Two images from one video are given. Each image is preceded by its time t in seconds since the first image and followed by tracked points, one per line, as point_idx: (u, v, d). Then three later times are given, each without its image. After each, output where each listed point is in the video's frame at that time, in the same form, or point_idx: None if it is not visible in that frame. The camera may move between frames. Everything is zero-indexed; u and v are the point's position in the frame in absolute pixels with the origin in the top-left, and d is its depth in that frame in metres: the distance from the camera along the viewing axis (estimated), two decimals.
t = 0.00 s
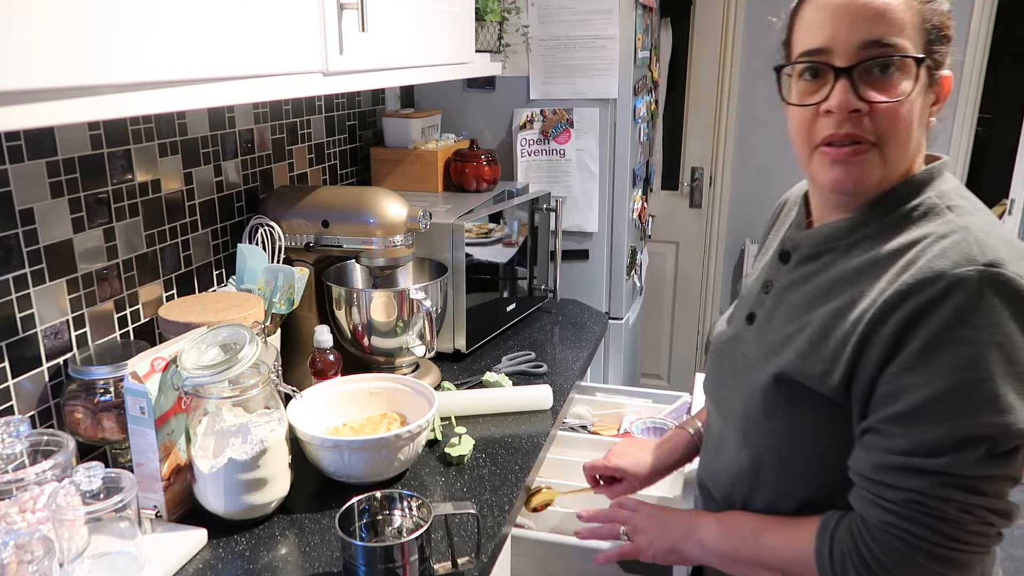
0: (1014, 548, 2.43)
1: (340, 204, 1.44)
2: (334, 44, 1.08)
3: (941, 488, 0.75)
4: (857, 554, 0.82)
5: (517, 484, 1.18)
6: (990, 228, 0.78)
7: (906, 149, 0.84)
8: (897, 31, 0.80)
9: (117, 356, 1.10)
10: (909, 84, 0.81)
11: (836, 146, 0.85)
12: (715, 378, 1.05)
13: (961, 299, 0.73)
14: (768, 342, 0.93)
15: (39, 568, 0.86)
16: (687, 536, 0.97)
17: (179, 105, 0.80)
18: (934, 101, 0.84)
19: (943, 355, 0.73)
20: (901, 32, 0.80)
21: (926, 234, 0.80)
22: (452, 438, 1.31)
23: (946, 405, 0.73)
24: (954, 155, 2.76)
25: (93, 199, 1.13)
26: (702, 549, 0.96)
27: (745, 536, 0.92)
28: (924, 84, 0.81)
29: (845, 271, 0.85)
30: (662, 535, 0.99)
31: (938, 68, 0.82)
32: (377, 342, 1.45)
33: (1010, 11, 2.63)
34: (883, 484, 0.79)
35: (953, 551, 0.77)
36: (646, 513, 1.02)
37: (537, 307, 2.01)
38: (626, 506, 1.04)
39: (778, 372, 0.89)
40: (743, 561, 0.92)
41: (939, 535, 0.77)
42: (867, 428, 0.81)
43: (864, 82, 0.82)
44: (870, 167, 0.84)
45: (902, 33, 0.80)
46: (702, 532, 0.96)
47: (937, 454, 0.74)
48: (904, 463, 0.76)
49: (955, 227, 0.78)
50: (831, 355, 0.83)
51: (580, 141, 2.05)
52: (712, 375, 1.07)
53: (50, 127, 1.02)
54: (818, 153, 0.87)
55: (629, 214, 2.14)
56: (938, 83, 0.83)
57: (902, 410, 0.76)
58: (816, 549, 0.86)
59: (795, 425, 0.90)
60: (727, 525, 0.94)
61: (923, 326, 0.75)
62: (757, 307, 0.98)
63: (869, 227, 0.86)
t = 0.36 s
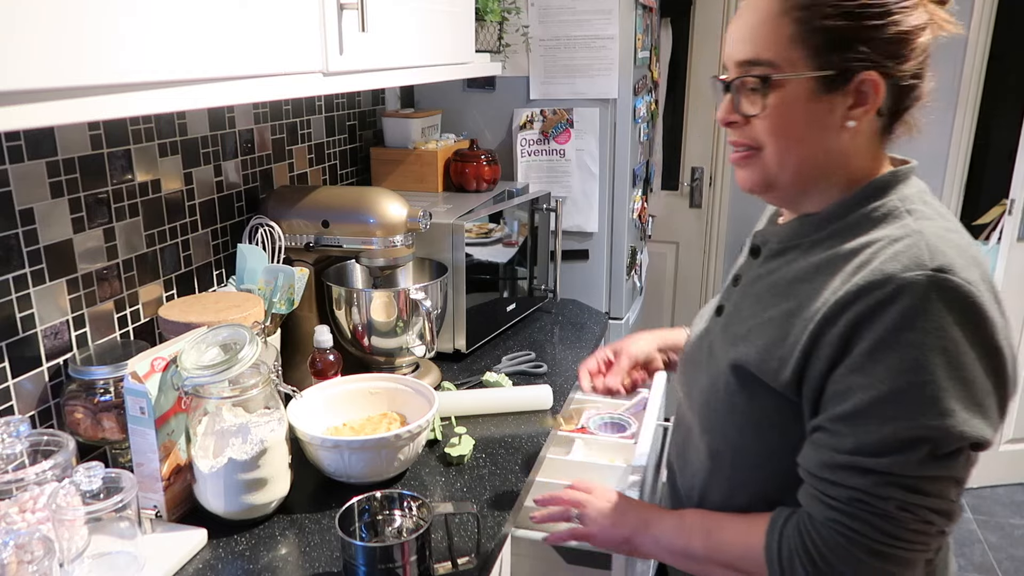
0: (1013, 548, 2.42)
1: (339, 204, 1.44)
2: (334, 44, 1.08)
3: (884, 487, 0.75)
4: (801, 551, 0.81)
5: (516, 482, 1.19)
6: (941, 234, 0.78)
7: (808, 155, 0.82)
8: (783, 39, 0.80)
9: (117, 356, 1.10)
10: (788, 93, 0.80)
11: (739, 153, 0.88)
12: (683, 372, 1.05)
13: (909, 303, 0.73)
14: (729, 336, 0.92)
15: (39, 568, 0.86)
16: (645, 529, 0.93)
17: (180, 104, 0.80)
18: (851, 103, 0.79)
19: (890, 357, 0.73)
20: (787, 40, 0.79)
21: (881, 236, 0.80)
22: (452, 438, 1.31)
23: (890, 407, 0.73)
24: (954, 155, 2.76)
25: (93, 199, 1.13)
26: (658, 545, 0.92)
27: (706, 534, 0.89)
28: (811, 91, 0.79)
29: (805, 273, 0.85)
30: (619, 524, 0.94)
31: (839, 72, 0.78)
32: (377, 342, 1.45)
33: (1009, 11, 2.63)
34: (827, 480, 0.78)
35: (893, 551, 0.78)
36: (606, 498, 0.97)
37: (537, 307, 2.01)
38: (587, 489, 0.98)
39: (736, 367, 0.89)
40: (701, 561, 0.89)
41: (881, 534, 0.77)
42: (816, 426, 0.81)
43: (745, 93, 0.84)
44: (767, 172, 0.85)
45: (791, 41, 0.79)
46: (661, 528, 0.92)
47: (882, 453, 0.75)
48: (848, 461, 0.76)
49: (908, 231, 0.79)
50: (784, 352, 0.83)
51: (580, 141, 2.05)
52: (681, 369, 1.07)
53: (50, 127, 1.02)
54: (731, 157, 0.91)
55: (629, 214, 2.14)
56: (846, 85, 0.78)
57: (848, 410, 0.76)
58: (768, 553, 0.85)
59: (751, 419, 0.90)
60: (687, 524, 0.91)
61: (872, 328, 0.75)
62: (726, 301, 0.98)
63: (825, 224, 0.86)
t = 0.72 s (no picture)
0: (1013, 548, 2.42)
1: (339, 204, 1.44)
2: (334, 45, 1.08)
3: (692, 412, 0.76)
4: (597, 456, 0.81)
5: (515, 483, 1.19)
6: (797, 204, 0.82)
7: (689, 146, 0.86)
8: (654, 40, 0.83)
9: (117, 356, 1.10)
10: (663, 92, 0.84)
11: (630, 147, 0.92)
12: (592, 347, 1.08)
13: (764, 257, 0.77)
14: (627, 310, 0.96)
15: (39, 568, 0.86)
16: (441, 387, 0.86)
17: (180, 104, 0.80)
18: (722, 96, 0.83)
19: (735, 299, 0.76)
20: (659, 42, 0.83)
21: (755, 208, 0.83)
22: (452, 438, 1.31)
23: (727, 343, 0.76)
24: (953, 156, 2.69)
25: (93, 199, 1.13)
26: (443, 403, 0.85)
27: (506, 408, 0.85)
28: (683, 88, 0.83)
29: (688, 243, 0.89)
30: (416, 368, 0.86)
31: (708, 68, 0.81)
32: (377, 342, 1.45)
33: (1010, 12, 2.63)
34: (646, 394, 0.79)
35: (679, 473, 0.77)
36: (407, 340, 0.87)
37: (537, 307, 2.01)
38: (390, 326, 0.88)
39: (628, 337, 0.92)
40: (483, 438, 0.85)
41: (681, 455, 0.77)
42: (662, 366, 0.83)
43: (628, 93, 0.88)
44: (654, 166, 0.89)
45: (663, 41, 0.83)
46: (456, 388, 0.85)
47: (710, 380, 0.76)
48: (675, 379, 0.78)
49: (776, 206, 0.82)
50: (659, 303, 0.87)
51: (580, 141, 2.05)
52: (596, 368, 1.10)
53: (50, 127, 1.02)
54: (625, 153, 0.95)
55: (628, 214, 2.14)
56: (715, 80, 0.82)
57: (690, 342, 0.78)
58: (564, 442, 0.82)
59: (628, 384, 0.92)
60: (486, 389, 0.86)
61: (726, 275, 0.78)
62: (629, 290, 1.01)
63: (703, 201, 0.89)
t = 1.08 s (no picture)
0: (1013, 548, 2.42)
1: (339, 204, 1.45)
2: (334, 45, 1.08)
3: (581, 354, 0.84)
4: (483, 398, 0.87)
5: (514, 484, 1.18)
6: (702, 182, 0.91)
7: (599, 141, 0.95)
8: (562, 46, 0.91)
9: (117, 355, 1.10)
10: (574, 93, 0.91)
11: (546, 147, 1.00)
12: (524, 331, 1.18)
13: (666, 222, 0.86)
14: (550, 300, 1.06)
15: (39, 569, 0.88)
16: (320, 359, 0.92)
17: (180, 104, 0.80)
18: (628, 94, 0.92)
19: (633, 257, 0.85)
20: (565, 47, 0.91)
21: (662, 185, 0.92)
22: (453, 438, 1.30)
23: (622, 296, 0.84)
24: (954, 156, 2.70)
25: (93, 199, 1.13)
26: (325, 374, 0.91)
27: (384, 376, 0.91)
28: (592, 89, 0.91)
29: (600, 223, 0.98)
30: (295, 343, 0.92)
31: (612, 71, 0.90)
32: (378, 342, 1.45)
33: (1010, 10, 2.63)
34: (541, 337, 0.86)
35: (565, 417, 0.85)
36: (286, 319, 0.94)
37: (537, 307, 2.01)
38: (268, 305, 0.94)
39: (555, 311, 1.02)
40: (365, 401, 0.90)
41: (568, 399, 0.84)
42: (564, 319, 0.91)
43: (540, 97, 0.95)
44: (570, 162, 0.98)
45: (569, 47, 0.90)
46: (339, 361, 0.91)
47: (611, 329, 0.84)
48: (572, 324, 0.85)
49: (674, 183, 0.91)
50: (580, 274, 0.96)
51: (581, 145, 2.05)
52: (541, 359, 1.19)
53: (50, 127, 1.02)
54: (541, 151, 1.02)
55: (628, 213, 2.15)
56: (621, 82, 0.91)
57: (589, 294, 0.86)
58: (446, 398, 0.88)
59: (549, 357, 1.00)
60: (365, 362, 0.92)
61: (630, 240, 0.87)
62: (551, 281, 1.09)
63: (614, 191, 0.98)
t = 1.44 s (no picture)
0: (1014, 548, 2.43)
1: (339, 204, 1.45)
2: (334, 45, 1.08)
3: (580, 336, 0.88)
4: (486, 384, 0.91)
5: (514, 484, 1.18)
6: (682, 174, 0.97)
7: (573, 140, 1.03)
8: (535, 53, 0.98)
9: (117, 355, 1.10)
10: (549, 98, 1.00)
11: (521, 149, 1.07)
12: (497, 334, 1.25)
13: (654, 208, 0.93)
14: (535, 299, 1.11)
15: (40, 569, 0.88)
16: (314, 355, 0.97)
17: (179, 104, 0.80)
18: (601, 95, 1.01)
19: (625, 243, 0.91)
20: (538, 53, 0.98)
21: (646, 176, 0.99)
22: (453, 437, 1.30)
23: (618, 280, 0.89)
24: (954, 156, 2.70)
25: (93, 199, 1.13)
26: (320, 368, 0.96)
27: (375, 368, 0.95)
28: (567, 91, 1.00)
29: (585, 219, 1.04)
30: (287, 340, 0.98)
31: (584, 74, 0.99)
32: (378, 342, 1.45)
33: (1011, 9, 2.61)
34: (541, 323, 0.91)
35: (567, 401, 0.89)
36: (276, 320, 1.00)
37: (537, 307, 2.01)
38: (261, 306, 1.01)
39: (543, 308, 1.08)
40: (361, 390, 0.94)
41: (569, 382, 0.89)
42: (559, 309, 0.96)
43: (514, 102, 1.02)
44: (548, 161, 1.05)
45: (541, 53, 0.98)
46: (333, 355, 0.97)
47: (609, 312, 0.88)
48: (570, 308, 0.90)
49: (658, 173, 0.98)
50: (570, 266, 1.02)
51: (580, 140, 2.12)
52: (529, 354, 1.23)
53: (51, 127, 1.02)
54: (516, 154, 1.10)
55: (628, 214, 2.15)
56: (593, 83, 1.00)
57: (582, 281, 0.92)
58: (448, 388, 0.92)
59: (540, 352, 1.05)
60: (360, 354, 0.96)
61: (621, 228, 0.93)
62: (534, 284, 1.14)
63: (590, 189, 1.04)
